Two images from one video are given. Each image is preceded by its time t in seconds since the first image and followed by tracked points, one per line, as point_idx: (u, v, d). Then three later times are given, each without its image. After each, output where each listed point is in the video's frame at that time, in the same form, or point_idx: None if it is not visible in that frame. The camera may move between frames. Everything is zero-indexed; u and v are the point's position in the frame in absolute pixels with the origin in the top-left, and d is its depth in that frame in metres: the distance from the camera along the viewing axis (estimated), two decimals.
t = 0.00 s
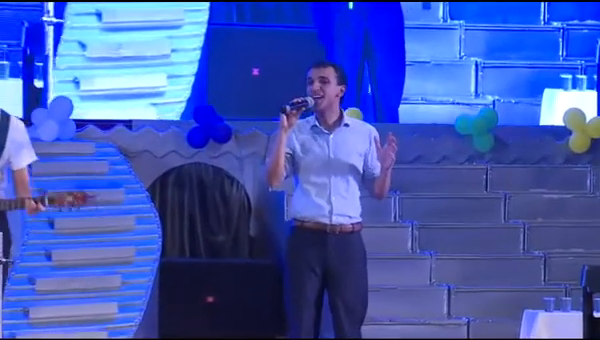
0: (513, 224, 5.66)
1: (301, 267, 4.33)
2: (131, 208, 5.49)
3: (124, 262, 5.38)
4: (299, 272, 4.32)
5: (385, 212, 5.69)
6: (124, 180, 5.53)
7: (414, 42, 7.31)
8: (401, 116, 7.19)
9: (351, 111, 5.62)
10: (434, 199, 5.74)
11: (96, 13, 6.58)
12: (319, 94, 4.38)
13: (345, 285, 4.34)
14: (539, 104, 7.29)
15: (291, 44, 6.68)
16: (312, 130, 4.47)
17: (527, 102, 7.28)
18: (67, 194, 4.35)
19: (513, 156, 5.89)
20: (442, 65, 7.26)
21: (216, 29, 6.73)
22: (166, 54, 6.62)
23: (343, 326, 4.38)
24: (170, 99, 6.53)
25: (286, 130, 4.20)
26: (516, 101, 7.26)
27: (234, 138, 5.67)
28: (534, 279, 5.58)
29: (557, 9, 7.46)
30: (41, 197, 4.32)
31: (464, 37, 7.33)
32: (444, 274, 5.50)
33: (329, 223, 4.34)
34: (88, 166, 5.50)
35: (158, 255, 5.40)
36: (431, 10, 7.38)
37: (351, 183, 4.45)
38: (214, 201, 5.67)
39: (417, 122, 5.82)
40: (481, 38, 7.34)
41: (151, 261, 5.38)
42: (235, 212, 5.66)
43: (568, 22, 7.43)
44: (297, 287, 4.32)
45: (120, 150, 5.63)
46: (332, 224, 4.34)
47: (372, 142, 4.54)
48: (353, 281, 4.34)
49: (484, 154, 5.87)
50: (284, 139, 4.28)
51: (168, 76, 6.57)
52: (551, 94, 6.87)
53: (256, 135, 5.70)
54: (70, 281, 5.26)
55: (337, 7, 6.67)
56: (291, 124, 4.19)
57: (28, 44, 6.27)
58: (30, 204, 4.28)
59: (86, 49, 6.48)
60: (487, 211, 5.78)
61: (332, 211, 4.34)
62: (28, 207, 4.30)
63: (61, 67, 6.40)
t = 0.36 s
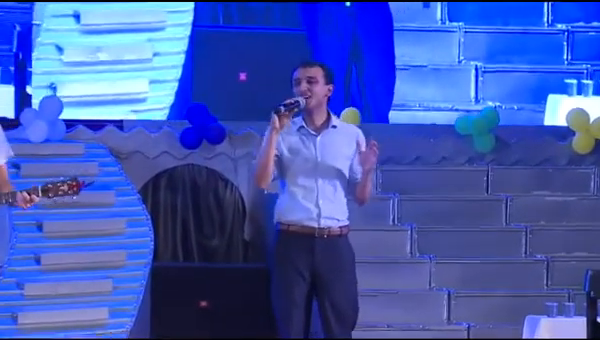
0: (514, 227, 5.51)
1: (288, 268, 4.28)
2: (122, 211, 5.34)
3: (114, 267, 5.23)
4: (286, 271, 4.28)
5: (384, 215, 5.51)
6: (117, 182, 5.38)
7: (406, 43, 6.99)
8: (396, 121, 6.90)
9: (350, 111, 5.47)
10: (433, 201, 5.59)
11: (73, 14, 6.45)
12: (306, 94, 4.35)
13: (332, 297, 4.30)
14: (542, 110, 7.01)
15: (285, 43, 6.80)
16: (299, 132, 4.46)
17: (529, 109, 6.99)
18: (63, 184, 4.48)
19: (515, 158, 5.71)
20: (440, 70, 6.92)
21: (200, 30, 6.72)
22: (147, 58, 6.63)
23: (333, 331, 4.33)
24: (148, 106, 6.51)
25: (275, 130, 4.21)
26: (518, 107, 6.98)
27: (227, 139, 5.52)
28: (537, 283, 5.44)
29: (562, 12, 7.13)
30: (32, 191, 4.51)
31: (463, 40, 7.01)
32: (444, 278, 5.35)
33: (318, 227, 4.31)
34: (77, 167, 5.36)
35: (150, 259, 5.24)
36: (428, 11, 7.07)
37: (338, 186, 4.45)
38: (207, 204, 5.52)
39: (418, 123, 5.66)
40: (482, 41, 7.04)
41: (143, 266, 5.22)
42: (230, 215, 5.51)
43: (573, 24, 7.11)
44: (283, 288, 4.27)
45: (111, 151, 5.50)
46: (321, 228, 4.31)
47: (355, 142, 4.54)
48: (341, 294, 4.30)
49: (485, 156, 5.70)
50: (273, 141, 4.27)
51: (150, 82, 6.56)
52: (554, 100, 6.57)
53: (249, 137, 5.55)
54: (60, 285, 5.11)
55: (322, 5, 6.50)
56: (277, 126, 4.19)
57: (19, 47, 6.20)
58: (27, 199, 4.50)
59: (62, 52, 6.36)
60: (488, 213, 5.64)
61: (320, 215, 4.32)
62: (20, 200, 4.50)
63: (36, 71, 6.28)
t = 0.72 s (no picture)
0: (517, 230, 5.38)
1: (280, 270, 4.13)
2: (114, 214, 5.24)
3: (107, 271, 5.09)
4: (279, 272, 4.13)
5: (383, 217, 5.39)
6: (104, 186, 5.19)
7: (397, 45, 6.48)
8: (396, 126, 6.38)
9: (348, 111, 5.38)
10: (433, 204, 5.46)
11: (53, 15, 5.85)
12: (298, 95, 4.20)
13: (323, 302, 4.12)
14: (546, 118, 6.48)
15: (276, 48, 6.12)
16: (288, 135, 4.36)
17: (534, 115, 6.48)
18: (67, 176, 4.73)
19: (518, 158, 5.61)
20: (440, 74, 6.45)
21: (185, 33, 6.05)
22: (130, 62, 6.00)
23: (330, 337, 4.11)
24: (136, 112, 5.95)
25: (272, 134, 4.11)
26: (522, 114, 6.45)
27: (222, 139, 5.38)
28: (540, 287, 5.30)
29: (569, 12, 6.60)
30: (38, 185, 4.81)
31: (465, 42, 6.52)
32: (445, 283, 5.22)
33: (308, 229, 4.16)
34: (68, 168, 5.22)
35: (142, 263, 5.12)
36: (426, 12, 6.56)
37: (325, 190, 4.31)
38: (200, 207, 5.38)
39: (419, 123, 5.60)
40: (483, 44, 6.53)
41: (135, 270, 5.10)
42: (225, 218, 5.37)
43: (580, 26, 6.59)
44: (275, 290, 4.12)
45: (102, 152, 5.39)
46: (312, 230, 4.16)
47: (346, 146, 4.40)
48: (333, 300, 4.12)
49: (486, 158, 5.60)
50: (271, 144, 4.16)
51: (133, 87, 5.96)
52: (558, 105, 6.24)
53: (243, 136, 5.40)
54: (50, 290, 4.96)
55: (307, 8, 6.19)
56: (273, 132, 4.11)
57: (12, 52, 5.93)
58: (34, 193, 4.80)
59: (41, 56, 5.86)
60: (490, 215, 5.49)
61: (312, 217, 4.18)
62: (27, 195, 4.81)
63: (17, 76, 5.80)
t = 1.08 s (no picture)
0: (521, 234, 5.24)
1: (281, 270, 4.07)
2: (109, 216, 5.10)
3: (100, 276, 4.95)
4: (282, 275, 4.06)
5: (383, 221, 5.25)
6: (96, 189, 5.04)
7: (394, 49, 6.32)
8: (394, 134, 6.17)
9: (349, 112, 5.26)
10: (435, 207, 5.31)
11: (35, 18, 5.70)
12: (300, 94, 4.23)
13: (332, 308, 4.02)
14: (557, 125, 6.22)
15: (268, 50, 5.78)
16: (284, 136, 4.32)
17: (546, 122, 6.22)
18: (80, 179, 4.51)
19: (522, 160, 5.55)
20: (441, 80, 6.30)
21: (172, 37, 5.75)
22: (116, 67, 5.82)
23: None
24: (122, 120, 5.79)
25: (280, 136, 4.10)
26: (528, 122, 6.20)
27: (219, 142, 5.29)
28: (544, 292, 5.14)
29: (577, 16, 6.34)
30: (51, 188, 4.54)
31: (469, 44, 6.38)
32: (448, 289, 5.09)
33: (312, 231, 4.12)
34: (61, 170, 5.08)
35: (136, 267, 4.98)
36: (428, 16, 6.46)
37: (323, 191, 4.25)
38: (196, 208, 5.26)
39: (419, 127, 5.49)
40: (488, 48, 6.37)
41: (129, 275, 4.97)
42: (221, 220, 5.25)
43: (590, 30, 6.33)
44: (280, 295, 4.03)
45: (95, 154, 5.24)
46: (315, 232, 4.12)
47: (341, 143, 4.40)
48: (343, 305, 4.02)
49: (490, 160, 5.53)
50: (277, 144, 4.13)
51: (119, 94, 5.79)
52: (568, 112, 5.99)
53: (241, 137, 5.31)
54: (42, 295, 4.84)
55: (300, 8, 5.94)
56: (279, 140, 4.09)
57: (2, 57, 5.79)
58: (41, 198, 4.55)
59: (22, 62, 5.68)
60: (493, 219, 5.35)
61: (315, 218, 4.14)
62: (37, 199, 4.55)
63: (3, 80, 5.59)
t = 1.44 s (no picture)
0: (525, 238, 5.09)
1: (297, 274, 3.61)
2: (102, 219, 4.96)
3: (92, 281, 4.75)
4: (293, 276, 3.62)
5: (383, 224, 5.10)
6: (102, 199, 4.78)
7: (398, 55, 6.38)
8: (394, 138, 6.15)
9: (347, 112, 5.11)
10: (437, 210, 5.16)
11: (13, 24, 5.74)
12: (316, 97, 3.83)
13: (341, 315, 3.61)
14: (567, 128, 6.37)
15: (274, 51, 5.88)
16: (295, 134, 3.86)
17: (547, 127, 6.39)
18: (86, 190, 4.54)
19: (526, 163, 5.40)
20: (444, 87, 6.34)
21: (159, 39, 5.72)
22: (100, 74, 5.86)
23: None
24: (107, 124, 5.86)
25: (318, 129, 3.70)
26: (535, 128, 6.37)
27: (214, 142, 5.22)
28: (549, 298, 5.00)
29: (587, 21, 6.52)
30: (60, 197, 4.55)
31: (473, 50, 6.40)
32: (450, 294, 4.93)
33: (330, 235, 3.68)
34: (52, 173, 4.92)
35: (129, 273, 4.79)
36: (429, 20, 6.53)
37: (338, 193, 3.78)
38: (191, 210, 5.14)
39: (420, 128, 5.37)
40: (493, 53, 6.42)
41: (121, 280, 4.77)
42: (216, 223, 5.14)
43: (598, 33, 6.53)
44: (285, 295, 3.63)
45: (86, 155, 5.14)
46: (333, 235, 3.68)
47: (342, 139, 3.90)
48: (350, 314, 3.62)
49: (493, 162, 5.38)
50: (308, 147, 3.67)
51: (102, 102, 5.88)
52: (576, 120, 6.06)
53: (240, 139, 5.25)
54: (32, 301, 4.68)
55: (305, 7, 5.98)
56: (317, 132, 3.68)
57: None
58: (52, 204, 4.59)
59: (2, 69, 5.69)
60: (496, 223, 5.20)
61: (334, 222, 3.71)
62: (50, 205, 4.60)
63: None
